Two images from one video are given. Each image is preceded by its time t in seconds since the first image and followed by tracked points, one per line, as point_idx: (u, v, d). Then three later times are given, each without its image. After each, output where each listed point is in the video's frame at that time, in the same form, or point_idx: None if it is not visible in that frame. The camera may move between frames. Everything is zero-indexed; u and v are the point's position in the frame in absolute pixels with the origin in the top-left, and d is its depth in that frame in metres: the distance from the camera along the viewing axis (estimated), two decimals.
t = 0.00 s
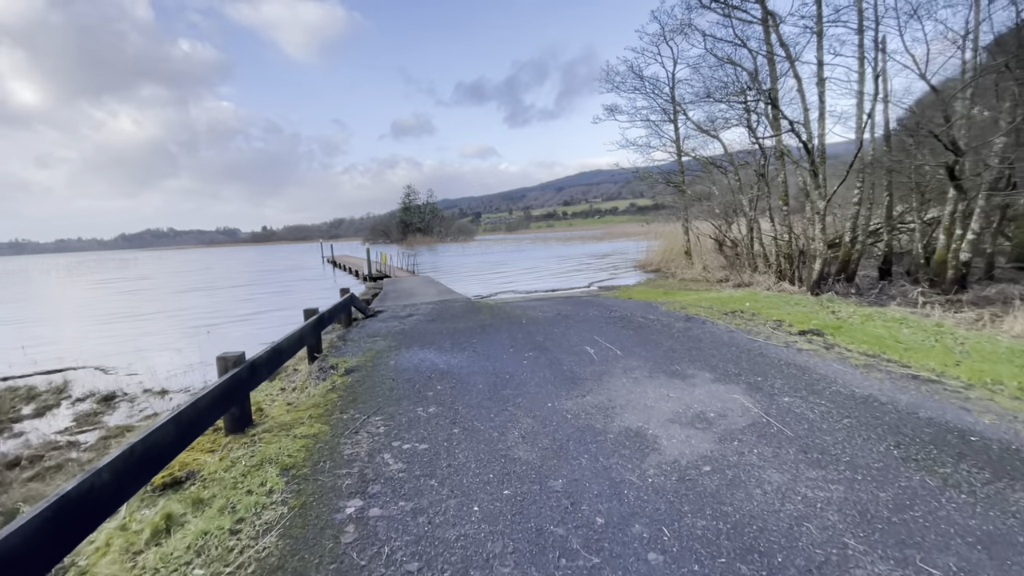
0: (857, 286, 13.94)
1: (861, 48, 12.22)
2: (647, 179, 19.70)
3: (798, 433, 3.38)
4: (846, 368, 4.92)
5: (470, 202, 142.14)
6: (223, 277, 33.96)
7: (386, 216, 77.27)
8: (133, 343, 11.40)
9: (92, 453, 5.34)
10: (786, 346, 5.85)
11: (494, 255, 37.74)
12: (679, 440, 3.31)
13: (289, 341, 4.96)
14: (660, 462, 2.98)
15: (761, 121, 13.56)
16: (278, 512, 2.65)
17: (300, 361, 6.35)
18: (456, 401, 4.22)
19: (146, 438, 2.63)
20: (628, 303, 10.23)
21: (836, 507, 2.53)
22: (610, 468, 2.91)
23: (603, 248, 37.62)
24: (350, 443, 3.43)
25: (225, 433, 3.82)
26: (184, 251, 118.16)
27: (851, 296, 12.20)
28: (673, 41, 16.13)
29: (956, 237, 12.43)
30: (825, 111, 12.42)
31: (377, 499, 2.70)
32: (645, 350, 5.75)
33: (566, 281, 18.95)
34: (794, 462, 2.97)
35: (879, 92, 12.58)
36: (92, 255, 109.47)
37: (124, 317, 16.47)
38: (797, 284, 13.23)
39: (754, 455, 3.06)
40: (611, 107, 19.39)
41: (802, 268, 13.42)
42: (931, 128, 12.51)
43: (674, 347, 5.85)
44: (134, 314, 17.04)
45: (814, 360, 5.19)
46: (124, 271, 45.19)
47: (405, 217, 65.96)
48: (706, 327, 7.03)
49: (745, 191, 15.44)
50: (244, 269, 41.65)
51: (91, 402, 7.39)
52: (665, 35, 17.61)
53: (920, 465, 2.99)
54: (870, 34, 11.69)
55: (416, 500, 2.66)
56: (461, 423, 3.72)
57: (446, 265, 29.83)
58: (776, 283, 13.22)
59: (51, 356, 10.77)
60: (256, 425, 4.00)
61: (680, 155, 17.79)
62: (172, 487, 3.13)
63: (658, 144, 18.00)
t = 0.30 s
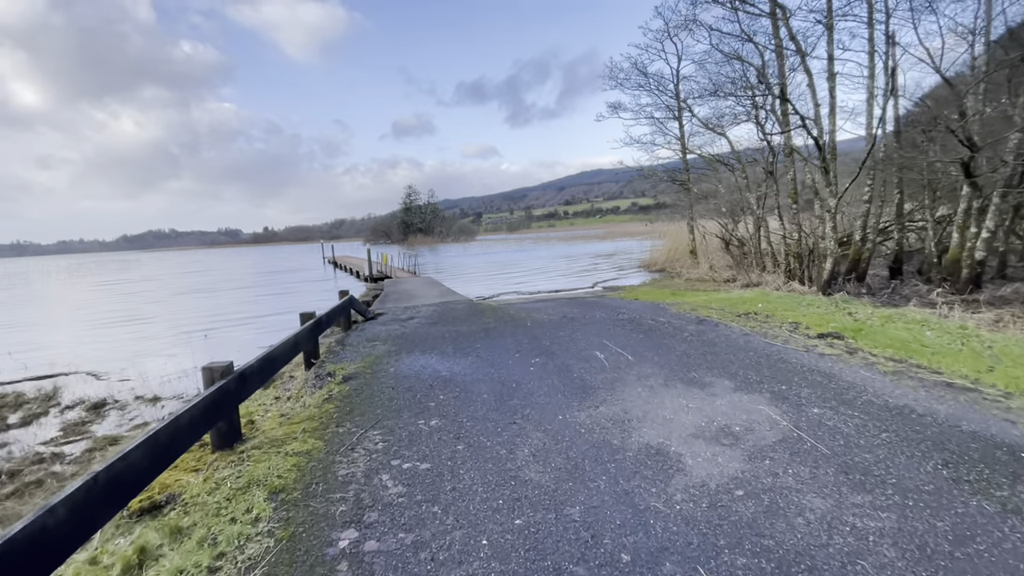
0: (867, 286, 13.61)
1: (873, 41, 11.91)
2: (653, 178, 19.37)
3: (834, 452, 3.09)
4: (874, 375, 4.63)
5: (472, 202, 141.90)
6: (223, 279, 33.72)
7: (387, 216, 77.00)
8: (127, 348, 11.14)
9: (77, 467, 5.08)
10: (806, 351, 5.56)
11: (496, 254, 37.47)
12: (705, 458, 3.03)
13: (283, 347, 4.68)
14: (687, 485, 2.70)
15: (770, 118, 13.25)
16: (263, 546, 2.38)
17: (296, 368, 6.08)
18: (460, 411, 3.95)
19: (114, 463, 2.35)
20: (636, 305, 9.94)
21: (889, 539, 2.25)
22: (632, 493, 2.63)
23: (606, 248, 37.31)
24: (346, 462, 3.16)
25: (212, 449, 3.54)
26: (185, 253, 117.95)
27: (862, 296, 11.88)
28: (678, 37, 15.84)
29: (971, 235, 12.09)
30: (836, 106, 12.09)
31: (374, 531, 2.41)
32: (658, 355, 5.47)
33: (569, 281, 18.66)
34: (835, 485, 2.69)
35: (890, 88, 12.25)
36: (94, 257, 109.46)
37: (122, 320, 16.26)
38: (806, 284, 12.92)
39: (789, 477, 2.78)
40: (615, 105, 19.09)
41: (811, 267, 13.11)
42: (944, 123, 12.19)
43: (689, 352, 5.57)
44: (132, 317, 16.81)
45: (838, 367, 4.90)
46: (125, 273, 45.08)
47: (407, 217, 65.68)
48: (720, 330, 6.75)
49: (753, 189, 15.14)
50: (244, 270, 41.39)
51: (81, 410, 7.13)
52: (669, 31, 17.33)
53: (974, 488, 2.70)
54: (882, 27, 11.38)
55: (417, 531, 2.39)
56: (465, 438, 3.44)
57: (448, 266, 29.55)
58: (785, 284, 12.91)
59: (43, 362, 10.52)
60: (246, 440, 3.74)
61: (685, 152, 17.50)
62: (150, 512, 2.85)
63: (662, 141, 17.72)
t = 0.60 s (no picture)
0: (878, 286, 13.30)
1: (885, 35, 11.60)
2: (657, 177, 19.08)
3: (880, 472, 2.84)
4: (907, 384, 4.35)
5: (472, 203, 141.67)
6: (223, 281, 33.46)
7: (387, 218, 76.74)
8: (121, 353, 10.87)
9: (60, 482, 4.81)
10: (830, 356, 5.27)
11: (497, 255, 37.19)
12: (739, 481, 2.75)
13: (277, 355, 4.40)
14: (724, 513, 2.42)
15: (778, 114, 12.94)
16: None
17: (293, 376, 5.81)
18: (466, 425, 3.67)
19: (74, 498, 2.07)
20: (644, 307, 9.65)
21: None
22: (663, 524, 2.35)
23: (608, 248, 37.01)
24: (343, 485, 2.87)
25: (197, 470, 3.26)
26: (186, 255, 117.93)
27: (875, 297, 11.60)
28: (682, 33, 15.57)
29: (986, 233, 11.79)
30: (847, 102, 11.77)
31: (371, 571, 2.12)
32: (673, 361, 5.20)
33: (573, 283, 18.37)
34: (889, 513, 2.42)
35: (901, 81, 12.00)
36: (94, 259, 109.31)
37: (119, 324, 16.02)
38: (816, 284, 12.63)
39: (837, 503, 2.50)
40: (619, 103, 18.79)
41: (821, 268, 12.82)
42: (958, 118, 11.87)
43: (706, 358, 5.30)
44: (129, 321, 16.56)
45: (867, 375, 4.62)
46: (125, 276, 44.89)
47: (407, 219, 65.40)
48: (736, 334, 6.45)
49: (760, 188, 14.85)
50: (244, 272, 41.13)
51: (70, 419, 6.86)
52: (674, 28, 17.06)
53: None
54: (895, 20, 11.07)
55: (421, 572, 2.10)
56: (472, 457, 3.15)
57: (449, 267, 29.27)
58: (795, 284, 12.61)
59: (35, 368, 10.25)
60: (235, 458, 3.46)
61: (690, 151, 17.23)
62: (124, 542, 2.57)
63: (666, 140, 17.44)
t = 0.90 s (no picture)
0: (889, 285, 13.03)
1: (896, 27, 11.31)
2: (661, 174, 18.77)
3: (928, 497, 2.62)
4: (940, 393, 4.10)
5: (472, 202, 141.35)
6: (221, 282, 33.15)
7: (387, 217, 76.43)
8: (115, 358, 10.61)
9: (41, 497, 4.57)
10: (853, 362, 5.02)
11: (498, 255, 36.90)
12: (775, 507, 2.52)
13: (270, 364, 4.14)
14: (763, 548, 2.19)
15: (787, 109, 12.64)
16: None
17: (289, 383, 5.57)
18: (471, 440, 3.42)
19: (29, 541, 1.82)
20: (651, 307, 9.38)
21: None
22: (697, 561, 2.11)
23: (610, 247, 36.71)
24: (337, 512, 2.62)
25: (182, 492, 3.01)
26: (185, 255, 117.69)
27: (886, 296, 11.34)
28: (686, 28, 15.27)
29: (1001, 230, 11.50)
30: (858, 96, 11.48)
31: None
32: (688, 367, 4.94)
33: (576, 282, 18.09)
34: (948, 547, 2.20)
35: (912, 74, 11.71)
36: (94, 260, 109.15)
37: (116, 327, 15.77)
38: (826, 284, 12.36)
39: (888, 537, 2.28)
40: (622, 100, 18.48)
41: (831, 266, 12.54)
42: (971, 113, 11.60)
43: (723, 364, 5.04)
44: (126, 324, 16.32)
45: (896, 383, 4.37)
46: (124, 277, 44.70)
47: (407, 218, 65.08)
48: (750, 338, 6.19)
49: (766, 185, 14.57)
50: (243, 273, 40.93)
51: (58, 427, 6.60)
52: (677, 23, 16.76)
53: None
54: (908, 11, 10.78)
55: None
56: (478, 478, 2.89)
57: (449, 267, 28.98)
58: (804, 283, 12.34)
59: (27, 373, 9.99)
60: (221, 479, 3.20)
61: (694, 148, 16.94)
62: None
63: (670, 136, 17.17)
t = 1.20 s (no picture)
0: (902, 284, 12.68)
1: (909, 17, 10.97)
2: (666, 172, 18.45)
3: (995, 522, 2.31)
4: (984, 400, 3.78)
5: (474, 202, 141.08)
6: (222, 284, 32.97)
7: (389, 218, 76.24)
8: (110, 362, 10.36)
9: (19, 514, 4.29)
10: (882, 365, 4.70)
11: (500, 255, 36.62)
12: (824, 536, 2.21)
13: (258, 371, 3.85)
14: None
15: (797, 105, 12.30)
16: None
17: (283, 390, 5.27)
18: (477, 456, 3.11)
19: None
20: (661, 307, 9.06)
21: None
22: None
23: (614, 247, 36.38)
24: (326, 542, 2.32)
25: (157, 515, 2.71)
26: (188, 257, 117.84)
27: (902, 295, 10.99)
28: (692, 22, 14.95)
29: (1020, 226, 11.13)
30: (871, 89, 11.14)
31: None
32: (706, 372, 4.64)
33: (580, 282, 17.79)
34: None
35: (926, 66, 11.36)
36: (97, 262, 109.23)
37: (115, 330, 15.59)
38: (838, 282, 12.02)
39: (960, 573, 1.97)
40: (627, 97, 18.17)
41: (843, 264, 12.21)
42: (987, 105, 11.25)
43: (743, 368, 4.73)
44: (125, 327, 16.12)
45: (933, 389, 4.05)
46: (127, 279, 44.67)
47: (409, 219, 64.86)
48: (769, 340, 5.87)
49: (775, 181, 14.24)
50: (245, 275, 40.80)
51: (45, 436, 6.34)
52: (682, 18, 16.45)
53: None
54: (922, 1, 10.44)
55: None
56: (484, 500, 2.59)
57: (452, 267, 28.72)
58: (816, 282, 12.01)
59: (18, 379, 9.74)
60: (201, 500, 2.90)
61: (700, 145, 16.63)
62: None
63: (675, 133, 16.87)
